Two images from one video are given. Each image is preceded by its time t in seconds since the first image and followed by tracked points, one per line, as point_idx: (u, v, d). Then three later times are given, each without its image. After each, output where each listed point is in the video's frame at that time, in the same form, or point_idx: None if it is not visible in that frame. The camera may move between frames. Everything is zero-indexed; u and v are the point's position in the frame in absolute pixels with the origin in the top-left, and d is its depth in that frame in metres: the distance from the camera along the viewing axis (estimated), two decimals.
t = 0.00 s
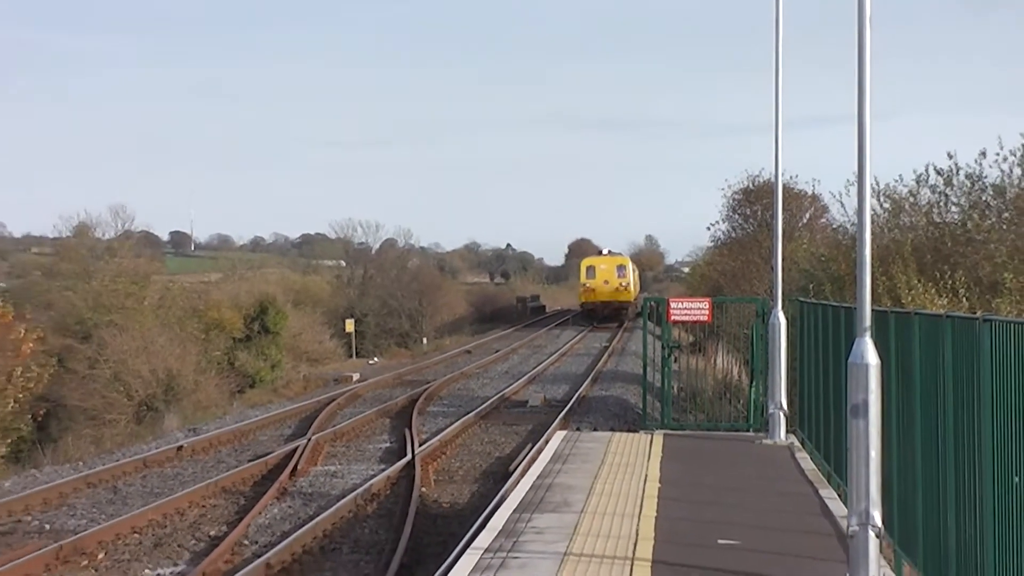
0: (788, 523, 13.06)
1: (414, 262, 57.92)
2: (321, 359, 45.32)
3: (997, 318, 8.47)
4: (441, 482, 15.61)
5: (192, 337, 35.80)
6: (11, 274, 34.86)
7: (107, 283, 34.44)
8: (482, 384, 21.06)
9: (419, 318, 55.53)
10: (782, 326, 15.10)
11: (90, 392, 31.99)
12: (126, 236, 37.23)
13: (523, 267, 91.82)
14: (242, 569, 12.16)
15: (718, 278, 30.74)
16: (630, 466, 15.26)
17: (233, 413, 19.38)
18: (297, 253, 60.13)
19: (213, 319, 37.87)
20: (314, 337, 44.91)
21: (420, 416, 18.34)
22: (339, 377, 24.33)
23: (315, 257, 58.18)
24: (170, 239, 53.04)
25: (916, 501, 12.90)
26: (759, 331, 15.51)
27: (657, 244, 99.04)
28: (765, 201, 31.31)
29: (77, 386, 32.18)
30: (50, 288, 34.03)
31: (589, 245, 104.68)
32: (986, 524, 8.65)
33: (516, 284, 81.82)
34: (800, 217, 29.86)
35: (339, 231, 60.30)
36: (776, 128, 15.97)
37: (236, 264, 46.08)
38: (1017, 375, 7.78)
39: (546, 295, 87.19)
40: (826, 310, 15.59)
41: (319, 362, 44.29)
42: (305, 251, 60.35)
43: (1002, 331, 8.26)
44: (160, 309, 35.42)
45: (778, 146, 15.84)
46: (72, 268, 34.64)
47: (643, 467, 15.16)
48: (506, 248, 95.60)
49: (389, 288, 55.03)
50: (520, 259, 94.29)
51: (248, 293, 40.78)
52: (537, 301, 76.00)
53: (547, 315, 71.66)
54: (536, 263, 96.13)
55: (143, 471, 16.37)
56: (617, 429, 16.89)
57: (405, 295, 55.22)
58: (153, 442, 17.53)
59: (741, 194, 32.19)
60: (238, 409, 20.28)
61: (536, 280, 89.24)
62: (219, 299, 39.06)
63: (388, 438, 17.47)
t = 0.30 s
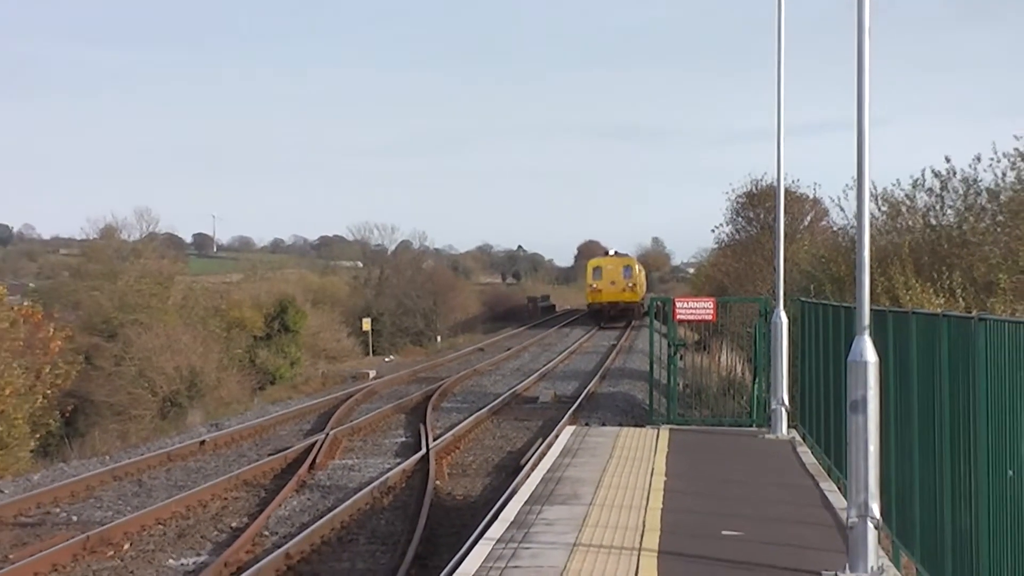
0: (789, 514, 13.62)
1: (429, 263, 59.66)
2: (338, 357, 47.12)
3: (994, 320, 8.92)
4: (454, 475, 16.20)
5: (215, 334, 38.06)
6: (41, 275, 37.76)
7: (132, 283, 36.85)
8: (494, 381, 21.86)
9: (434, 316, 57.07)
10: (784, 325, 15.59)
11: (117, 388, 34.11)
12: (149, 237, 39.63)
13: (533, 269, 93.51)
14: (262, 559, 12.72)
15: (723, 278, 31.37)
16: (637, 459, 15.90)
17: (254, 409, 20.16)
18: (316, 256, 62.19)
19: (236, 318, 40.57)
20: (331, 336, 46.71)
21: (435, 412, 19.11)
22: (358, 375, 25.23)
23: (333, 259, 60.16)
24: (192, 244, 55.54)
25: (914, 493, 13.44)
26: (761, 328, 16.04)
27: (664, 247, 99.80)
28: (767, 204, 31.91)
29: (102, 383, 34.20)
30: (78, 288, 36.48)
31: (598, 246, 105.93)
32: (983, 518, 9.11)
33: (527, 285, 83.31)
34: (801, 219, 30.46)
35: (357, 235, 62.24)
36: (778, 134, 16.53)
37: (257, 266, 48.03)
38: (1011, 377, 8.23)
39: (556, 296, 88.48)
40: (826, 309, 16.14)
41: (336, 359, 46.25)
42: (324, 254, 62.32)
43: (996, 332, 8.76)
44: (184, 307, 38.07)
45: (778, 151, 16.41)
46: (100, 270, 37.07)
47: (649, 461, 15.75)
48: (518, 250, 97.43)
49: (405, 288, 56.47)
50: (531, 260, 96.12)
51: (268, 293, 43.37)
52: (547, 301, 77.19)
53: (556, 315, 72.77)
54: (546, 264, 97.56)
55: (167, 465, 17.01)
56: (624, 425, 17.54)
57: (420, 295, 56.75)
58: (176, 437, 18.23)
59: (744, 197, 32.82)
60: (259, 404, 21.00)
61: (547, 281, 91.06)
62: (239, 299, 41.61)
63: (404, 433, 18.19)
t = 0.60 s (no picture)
0: (788, 507, 14.19)
1: (441, 264, 60.74)
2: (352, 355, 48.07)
3: (988, 323, 9.42)
4: (465, 469, 16.78)
5: (232, 333, 39.14)
6: (66, 275, 38.79)
7: (154, 284, 38.18)
8: (505, 378, 22.53)
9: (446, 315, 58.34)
10: (783, 324, 16.14)
11: (138, 385, 35.26)
12: (172, 239, 40.87)
13: (541, 270, 94.64)
14: (280, 551, 13.28)
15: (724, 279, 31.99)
16: (642, 452, 16.51)
17: (272, 404, 20.86)
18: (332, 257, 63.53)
19: (254, 317, 41.61)
20: (347, 334, 47.77)
21: (446, 408, 19.74)
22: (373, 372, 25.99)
23: (348, 261, 61.39)
24: (210, 245, 56.57)
25: (908, 487, 14.02)
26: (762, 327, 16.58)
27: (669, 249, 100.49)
28: (767, 207, 32.49)
29: (125, 380, 35.56)
30: (102, 288, 37.82)
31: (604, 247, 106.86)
32: (975, 509, 9.66)
33: (535, 286, 84.35)
34: (800, 222, 31.06)
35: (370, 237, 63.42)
36: (778, 139, 17.09)
37: (274, 267, 49.15)
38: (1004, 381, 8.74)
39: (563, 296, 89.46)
40: (824, 309, 16.69)
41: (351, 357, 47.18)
42: (338, 256, 63.62)
43: (987, 332, 9.31)
44: (204, 307, 39.28)
45: (779, 156, 16.96)
46: (123, 270, 38.45)
47: (653, 455, 16.34)
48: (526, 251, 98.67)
49: (419, 289, 57.70)
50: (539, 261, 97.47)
51: (285, 292, 44.42)
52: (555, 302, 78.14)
53: (563, 314, 73.56)
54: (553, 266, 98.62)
55: (187, 460, 17.62)
56: (629, 420, 18.16)
57: (432, 295, 58.06)
58: (197, 432, 18.90)
59: (745, 201, 33.42)
60: (275, 401, 21.65)
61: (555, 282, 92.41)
62: (258, 299, 42.63)
63: (415, 428, 18.81)
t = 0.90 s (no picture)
0: (785, 499, 14.77)
1: (450, 264, 61.64)
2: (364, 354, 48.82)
3: (979, 323, 9.91)
4: (474, 463, 17.37)
5: (249, 331, 39.79)
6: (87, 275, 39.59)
7: (173, 284, 38.92)
8: (512, 374, 23.17)
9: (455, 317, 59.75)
10: (782, 322, 16.72)
11: (158, 382, 36.02)
12: (191, 241, 41.75)
13: (546, 270, 95.55)
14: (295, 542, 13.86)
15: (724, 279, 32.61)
16: (645, 446, 17.12)
17: (287, 400, 21.52)
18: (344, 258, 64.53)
19: (269, 317, 42.24)
20: (360, 331, 48.53)
21: (455, 404, 20.37)
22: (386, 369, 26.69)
23: (360, 262, 62.41)
24: (228, 247, 57.58)
25: (902, 480, 14.59)
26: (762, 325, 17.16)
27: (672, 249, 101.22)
28: (765, 209, 33.08)
29: (145, 377, 36.33)
30: (123, 288, 38.71)
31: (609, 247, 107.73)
32: (966, 499, 10.21)
33: (541, 286, 85.29)
34: (797, 224, 31.66)
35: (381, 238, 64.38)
36: (776, 144, 17.68)
37: (290, 267, 50.02)
38: (993, 378, 9.25)
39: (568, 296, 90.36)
40: (822, 308, 17.27)
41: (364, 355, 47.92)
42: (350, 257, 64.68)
43: (977, 331, 9.87)
44: (222, 306, 39.93)
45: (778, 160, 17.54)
46: (143, 270, 39.20)
47: (656, 449, 16.95)
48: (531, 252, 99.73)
49: (429, 288, 58.84)
50: (545, 262, 98.62)
51: (299, 292, 45.29)
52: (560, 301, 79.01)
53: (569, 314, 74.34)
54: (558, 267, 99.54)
55: (205, 454, 18.25)
56: (632, 415, 18.79)
57: (441, 296, 59.37)
58: (216, 426, 19.56)
59: (744, 203, 33.99)
60: (290, 397, 22.31)
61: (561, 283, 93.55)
62: (274, 300, 43.26)
63: (425, 423, 19.43)
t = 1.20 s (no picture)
0: (782, 492, 15.38)
1: (458, 265, 62.49)
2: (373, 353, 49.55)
3: (971, 323, 10.43)
4: (481, 458, 17.98)
5: (264, 331, 40.31)
6: (108, 276, 40.67)
7: (190, 285, 39.74)
8: (518, 372, 23.83)
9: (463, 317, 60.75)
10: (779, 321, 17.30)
11: (175, 379, 36.53)
12: (207, 244, 42.63)
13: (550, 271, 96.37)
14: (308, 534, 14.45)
15: (722, 279, 33.28)
16: (647, 441, 17.74)
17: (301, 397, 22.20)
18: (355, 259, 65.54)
19: (284, 316, 42.77)
20: (370, 330, 49.21)
21: (463, 401, 21.01)
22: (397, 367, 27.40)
23: (370, 263, 63.36)
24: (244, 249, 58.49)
25: (896, 474, 15.15)
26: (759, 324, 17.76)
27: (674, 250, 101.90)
28: (762, 213, 33.71)
29: (164, 374, 36.87)
30: (142, 289, 39.65)
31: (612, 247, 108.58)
32: (959, 492, 10.71)
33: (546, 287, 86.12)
34: (794, 226, 32.30)
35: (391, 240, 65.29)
36: (772, 149, 18.29)
37: (302, 268, 50.83)
38: (985, 377, 9.74)
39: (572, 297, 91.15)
40: (817, 308, 17.85)
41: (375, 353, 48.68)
42: (360, 259, 65.65)
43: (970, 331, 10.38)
44: (238, 305, 40.56)
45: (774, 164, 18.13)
46: (161, 271, 40.31)
47: (657, 444, 17.56)
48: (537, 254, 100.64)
49: (438, 288, 59.85)
50: (550, 262, 99.62)
51: (312, 292, 46.25)
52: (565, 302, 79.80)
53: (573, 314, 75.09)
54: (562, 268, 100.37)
55: (222, 449, 18.88)
56: (634, 412, 19.42)
57: (449, 296, 60.38)
58: (231, 423, 20.21)
59: (741, 207, 34.63)
60: (304, 394, 23.00)
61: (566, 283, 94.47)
62: (289, 299, 44.01)
63: (434, 420, 20.05)
